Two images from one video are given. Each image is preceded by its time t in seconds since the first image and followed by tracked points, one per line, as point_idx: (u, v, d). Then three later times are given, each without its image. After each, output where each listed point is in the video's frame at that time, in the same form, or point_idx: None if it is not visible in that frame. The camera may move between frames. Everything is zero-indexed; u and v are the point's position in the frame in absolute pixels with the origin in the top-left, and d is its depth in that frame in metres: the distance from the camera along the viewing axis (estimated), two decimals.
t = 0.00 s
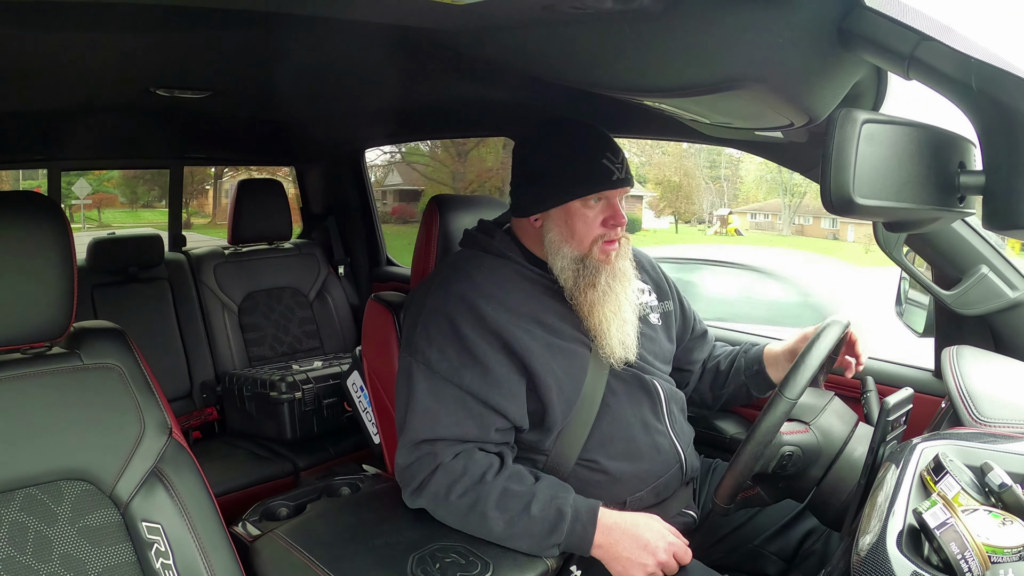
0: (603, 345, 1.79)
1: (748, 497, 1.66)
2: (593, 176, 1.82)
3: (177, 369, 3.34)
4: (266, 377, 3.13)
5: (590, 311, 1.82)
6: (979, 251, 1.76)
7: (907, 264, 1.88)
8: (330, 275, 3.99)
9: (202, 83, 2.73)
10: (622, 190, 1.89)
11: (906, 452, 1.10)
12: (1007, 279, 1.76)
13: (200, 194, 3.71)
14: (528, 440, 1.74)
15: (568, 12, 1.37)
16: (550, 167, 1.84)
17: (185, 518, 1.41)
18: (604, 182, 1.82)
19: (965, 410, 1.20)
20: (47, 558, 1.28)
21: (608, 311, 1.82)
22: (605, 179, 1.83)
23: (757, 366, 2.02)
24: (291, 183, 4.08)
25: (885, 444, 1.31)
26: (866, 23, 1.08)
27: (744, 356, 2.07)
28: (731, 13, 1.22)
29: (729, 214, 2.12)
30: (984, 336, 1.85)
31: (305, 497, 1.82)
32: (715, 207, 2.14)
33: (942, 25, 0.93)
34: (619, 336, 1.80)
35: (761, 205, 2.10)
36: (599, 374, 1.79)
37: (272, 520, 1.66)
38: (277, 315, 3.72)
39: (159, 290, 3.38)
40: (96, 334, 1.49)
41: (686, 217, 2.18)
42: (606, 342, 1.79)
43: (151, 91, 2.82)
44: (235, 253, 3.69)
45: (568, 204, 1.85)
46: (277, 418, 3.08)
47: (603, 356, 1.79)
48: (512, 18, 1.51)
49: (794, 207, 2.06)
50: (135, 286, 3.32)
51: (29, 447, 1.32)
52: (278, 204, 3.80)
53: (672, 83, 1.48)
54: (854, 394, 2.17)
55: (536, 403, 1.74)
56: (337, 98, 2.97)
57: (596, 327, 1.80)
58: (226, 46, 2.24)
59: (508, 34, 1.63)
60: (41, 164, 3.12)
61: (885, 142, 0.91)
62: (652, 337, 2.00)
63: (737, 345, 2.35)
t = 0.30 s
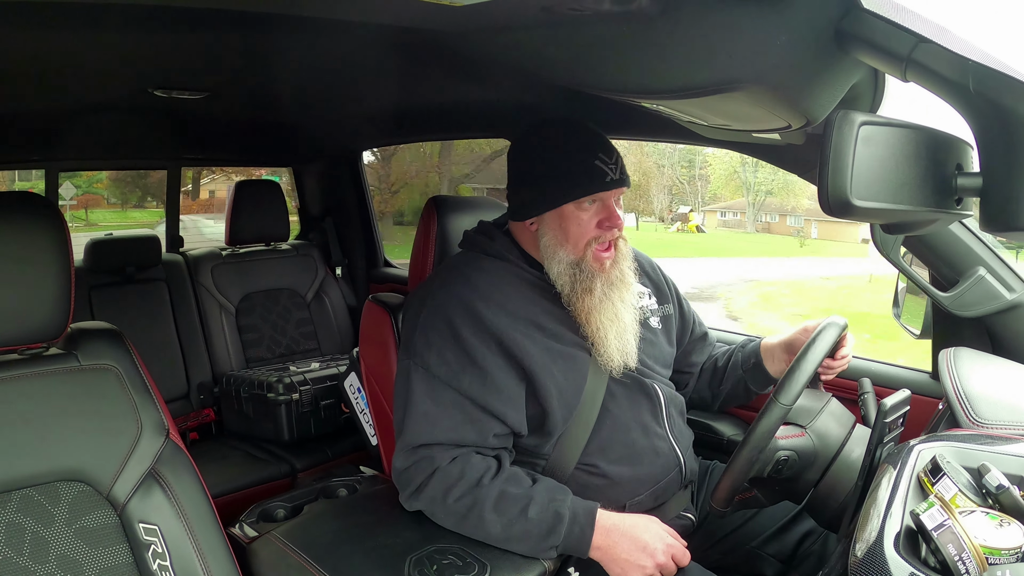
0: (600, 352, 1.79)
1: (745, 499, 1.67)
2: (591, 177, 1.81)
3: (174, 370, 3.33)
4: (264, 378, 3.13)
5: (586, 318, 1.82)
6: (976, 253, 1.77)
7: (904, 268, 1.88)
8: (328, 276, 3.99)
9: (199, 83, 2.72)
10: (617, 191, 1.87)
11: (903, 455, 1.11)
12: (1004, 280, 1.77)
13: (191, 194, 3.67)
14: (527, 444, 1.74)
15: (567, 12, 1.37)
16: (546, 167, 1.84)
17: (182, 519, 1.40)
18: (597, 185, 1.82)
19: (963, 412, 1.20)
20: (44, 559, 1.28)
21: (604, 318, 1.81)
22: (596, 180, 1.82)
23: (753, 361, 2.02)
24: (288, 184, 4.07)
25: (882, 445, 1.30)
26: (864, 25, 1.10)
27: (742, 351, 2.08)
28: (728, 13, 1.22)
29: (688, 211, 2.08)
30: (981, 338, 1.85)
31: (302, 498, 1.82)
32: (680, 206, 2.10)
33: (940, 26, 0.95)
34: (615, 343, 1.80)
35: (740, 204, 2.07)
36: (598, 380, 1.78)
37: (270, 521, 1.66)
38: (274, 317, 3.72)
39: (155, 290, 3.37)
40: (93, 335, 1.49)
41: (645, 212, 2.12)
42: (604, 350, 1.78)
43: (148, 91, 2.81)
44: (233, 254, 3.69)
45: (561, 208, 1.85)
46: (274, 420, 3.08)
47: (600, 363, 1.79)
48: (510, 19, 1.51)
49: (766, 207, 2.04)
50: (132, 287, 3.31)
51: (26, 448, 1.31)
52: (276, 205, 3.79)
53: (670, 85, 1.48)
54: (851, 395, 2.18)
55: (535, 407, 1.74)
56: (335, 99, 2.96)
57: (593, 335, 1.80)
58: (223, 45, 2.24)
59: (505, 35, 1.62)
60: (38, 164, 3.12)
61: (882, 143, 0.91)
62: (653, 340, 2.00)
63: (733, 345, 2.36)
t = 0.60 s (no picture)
0: (604, 349, 1.78)
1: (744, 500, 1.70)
2: (589, 180, 1.82)
3: (173, 370, 3.32)
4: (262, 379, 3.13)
5: (593, 315, 1.82)
6: (975, 257, 1.77)
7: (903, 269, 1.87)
8: (326, 278, 3.99)
9: (199, 84, 2.72)
10: (623, 191, 1.89)
11: (901, 458, 1.11)
12: (1003, 285, 1.76)
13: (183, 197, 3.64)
14: (527, 447, 1.74)
15: (567, 16, 1.37)
16: (545, 171, 1.85)
17: (180, 519, 1.40)
18: (604, 184, 1.83)
19: (961, 416, 1.20)
20: (41, 560, 1.28)
21: (610, 316, 1.81)
22: (604, 179, 1.83)
23: (752, 367, 2.02)
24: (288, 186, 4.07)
25: (880, 449, 1.30)
26: (864, 30, 1.11)
27: (741, 358, 2.07)
28: (727, 16, 1.22)
29: (658, 210, 2.12)
30: (979, 342, 1.86)
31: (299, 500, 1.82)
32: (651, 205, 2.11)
33: (937, 29, 0.96)
34: (620, 341, 1.80)
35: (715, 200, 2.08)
36: (600, 379, 1.78)
37: (267, 522, 1.66)
38: (272, 318, 3.72)
39: (154, 291, 3.37)
40: (91, 336, 1.49)
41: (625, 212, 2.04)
42: (610, 347, 1.78)
43: (147, 92, 2.81)
44: (231, 255, 3.69)
45: (570, 206, 1.85)
46: (272, 421, 3.07)
47: (604, 361, 1.79)
48: (510, 22, 1.52)
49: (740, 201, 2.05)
50: (130, 288, 3.31)
51: (24, 448, 1.31)
52: (275, 206, 3.79)
53: (669, 88, 1.48)
54: (849, 399, 2.18)
55: (536, 410, 1.74)
56: (335, 101, 2.97)
57: (598, 332, 1.80)
58: (223, 47, 2.24)
59: (505, 37, 1.63)
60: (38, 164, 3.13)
61: (881, 147, 0.91)
62: (654, 345, 2.00)
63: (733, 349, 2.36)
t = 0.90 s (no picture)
0: (609, 348, 1.80)
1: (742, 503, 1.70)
2: (588, 181, 1.82)
3: (171, 371, 3.32)
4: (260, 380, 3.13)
5: (600, 313, 1.84)
6: (974, 260, 1.77)
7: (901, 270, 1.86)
8: (326, 279, 4.00)
9: (199, 84, 2.72)
10: (638, 194, 1.90)
11: (900, 460, 1.11)
12: (1002, 287, 1.77)
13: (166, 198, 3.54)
14: (526, 448, 1.74)
15: (568, 17, 1.38)
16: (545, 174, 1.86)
17: (178, 520, 1.40)
18: (625, 185, 1.83)
19: (959, 418, 1.20)
20: (39, 560, 1.27)
21: (617, 315, 1.83)
22: (622, 182, 1.84)
23: (752, 370, 2.02)
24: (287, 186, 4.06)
25: (878, 451, 1.30)
26: (865, 32, 1.11)
27: (740, 361, 2.07)
28: (728, 16, 1.22)
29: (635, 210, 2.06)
30: (979, 345, 1.86)
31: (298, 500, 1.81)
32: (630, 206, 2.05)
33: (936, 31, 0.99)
34: (625, 340, 1.81)
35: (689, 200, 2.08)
36: (601, 379, 1.79)
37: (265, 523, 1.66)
38: (271, 318, 3.71)
39: (153, 291, 3.36)
40: (90, 335, 1.48)
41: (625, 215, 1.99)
42: (616, 347, 1.80)
43: (147, 92, 2.81)
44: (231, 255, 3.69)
45: (584, 204, 1.85)
46: (270, 421, 3.07)
47: (608, 359, 1.80)
48: (510, 22, 1.52)
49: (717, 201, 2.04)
50: (129, 287, 3.31)
51: (22, 448, 1.31)
52: (275, 207, 3.79)
53: (670, 90, 1.48)
54: (848, 401, 2.18)
55: (536, 412, 1.73)
56: (335, 101, 2.97)
57: (603, 330, 1.82)
58: (224, 47, 2.24)
59: (506, 38, 1.63)
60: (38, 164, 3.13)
61: (881, 151, 0.91)
62: (653, 346, 2.00)
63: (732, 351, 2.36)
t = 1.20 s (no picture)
0: (605, 351, 1.80)
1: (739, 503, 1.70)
2: (586, 183, 1.82)
3: (170, 371, 3.32)
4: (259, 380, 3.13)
5: (597, 315, 1.84)
6: (974, 261, 1.77)
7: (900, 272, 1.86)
8: (325, 279, 4.00)
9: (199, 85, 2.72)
10: (639, 201, 1.90)
11: (899, 461, 1.11)
12: (1001, 288, 1.77)
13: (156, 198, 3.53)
14: (523, 448, 1.74)
15: (568, 17, 1.38)
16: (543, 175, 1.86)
17: (176, 520, 1.40)
18: (627, 189, 1.84)
19: (959, 418, 1.20)
20: (38, 560, 1.27)
21: (614, 318, 1.82)
22: (625, 186, 1.84)
23: (751, 371, 2.02)
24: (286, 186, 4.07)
25: (877, 453, 1.31)
26: (866, 34, 1.11)
27: (739, 363, 2.07)
28: (727, 18, 1.22)
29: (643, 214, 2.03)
30: (978, 346, 1.86)
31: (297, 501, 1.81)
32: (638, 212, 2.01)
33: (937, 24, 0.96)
34: (622, 343, 1.81)
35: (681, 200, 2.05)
36: (599, 380, 1.79)
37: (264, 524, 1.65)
38: (270, 319, 3.71)
39: (152, 291, 3.36)
40: (90, 336, 1.49)
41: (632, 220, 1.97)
42: (611, 348, 1.79)
43: (148, 92, 2.81)
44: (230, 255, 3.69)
45: (586, 207, 1.85)
46: (269, 422, 3.07)
47: (604, 362, 1.80)
48: (510, 24, 1.52)
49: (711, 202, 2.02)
50: (129, 288, 3.31)
51: (21, 448, 1.31)
52: (274, 207, 3.79)
53: (670, 91, 1.48)
54: (847, 403, 2.18)
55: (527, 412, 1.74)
56: (335, 102, 2.97)
57: (599, 332, 1.82)
58: (223, 48, 2.24)
59: (506, 39, 1.63)
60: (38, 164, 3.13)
61: (881, 152, 0.92)
62: (651, 348, 2.00)
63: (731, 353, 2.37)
